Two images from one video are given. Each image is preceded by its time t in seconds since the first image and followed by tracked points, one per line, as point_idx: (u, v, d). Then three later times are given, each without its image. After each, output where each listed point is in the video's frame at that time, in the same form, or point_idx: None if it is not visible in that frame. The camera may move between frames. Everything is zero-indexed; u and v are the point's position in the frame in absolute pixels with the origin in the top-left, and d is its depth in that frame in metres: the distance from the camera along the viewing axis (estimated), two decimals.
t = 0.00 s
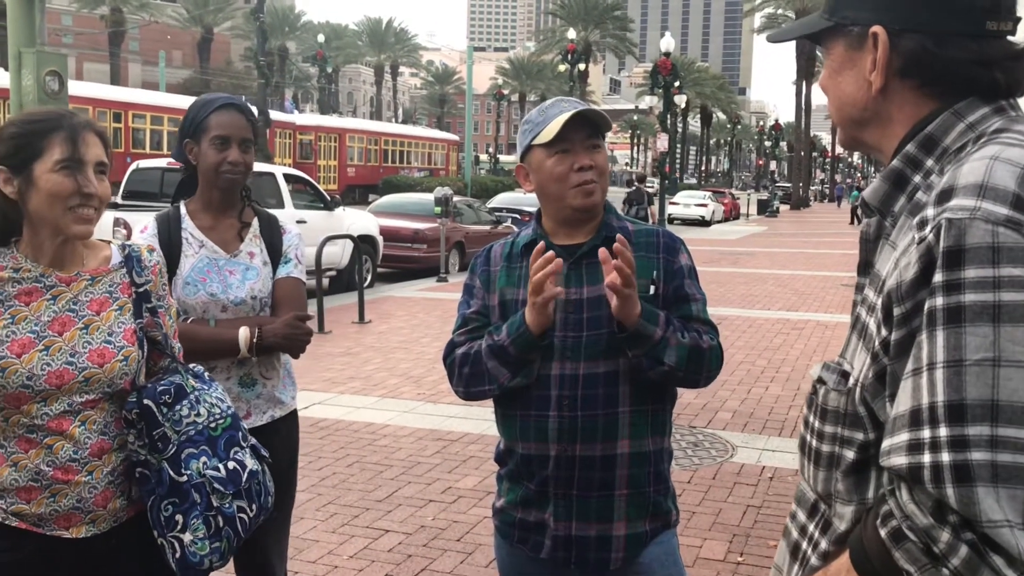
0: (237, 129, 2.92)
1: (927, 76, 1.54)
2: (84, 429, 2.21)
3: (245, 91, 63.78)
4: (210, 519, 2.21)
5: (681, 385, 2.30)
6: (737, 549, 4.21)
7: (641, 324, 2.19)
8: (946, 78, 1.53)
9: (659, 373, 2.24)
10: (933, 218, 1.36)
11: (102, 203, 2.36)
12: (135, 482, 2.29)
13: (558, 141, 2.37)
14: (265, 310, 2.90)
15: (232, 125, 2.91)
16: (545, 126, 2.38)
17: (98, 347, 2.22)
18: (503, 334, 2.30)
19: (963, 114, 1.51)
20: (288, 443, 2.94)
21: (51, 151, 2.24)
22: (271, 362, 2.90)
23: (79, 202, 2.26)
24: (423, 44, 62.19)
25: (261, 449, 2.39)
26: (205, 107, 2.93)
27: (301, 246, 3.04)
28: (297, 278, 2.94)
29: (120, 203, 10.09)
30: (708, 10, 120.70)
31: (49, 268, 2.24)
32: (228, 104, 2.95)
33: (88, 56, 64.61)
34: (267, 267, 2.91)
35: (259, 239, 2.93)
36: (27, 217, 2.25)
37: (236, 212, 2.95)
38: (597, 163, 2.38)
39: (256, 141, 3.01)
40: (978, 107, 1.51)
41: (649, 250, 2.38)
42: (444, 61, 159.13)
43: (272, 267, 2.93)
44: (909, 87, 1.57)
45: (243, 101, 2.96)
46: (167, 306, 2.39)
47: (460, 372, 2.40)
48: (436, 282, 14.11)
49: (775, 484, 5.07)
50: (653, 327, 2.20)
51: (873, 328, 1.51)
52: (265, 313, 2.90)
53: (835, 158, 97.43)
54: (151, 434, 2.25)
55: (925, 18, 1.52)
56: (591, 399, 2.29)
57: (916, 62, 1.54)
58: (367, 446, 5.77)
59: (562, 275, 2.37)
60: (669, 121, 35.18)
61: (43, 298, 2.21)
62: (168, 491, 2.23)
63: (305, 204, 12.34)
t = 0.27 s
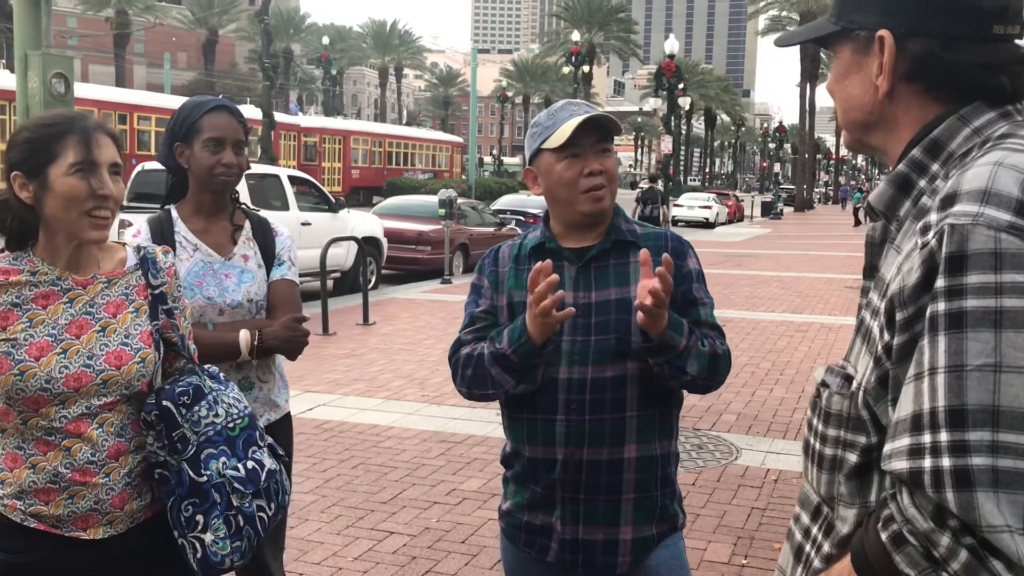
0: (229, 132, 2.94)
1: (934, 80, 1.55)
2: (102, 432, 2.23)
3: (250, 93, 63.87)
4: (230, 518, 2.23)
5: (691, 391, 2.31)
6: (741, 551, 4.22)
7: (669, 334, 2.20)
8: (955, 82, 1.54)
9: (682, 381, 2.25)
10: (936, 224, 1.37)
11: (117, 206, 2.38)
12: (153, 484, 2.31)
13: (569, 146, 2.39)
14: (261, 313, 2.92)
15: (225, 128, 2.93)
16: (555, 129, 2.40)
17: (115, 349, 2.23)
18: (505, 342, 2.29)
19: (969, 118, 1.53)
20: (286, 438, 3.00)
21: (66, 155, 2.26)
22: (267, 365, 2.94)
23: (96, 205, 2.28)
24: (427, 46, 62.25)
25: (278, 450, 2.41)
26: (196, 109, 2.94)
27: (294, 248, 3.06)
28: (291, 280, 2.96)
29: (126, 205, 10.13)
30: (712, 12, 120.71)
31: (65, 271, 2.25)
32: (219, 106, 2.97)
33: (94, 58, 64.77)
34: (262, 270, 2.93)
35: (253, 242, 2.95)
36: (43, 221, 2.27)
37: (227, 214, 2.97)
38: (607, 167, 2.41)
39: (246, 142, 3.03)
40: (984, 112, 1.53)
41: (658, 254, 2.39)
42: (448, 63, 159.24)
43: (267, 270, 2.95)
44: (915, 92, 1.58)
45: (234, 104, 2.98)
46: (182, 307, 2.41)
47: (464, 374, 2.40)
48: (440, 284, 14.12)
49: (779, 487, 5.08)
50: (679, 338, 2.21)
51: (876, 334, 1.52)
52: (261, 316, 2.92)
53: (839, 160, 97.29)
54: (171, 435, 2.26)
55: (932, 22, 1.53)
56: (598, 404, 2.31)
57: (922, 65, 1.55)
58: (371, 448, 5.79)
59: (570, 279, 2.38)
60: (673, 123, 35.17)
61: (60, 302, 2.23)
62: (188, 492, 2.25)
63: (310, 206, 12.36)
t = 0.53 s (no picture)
0: (223, 130, 2.93)
1: (935, 76, 1.55)
2: (104, 429, 2.23)
3: (252, 91, 63.92)
4: (229, 519, 2.23)
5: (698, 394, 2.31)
6: (742, 549, 4.22)
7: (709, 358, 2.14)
8: (957, 79, 1.54)
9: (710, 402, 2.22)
10: (932, 220, 1.38)
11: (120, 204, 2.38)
12: (154, 482, 2.32)
13: (575, 144, 2.40)
14: (255, 312, 2.93)
15: (219, 125, 2.91)
16: (561, 127, 2.40)
17: (117, 348, 2.24)
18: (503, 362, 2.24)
19: (966, 116, 1.52)
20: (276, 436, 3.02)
21: (68, 154, 2.27)
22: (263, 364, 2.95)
23: (100, 203, 2.29)
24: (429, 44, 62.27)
25: (281, 450, 2.41)
26: (190, 106, 2.91)
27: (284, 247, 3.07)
28: (283, 279, 2.98)
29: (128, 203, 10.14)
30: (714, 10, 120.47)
31: (68, 269, 2.26)
32: (213, 104, 2.94)
33: (96, 56, 64.84)
34: (255, 269, 2.94)
35: (245, 241, 2.95)
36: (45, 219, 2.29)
37: (217, 213, 2.96)
38: (613, 167, 2.41)
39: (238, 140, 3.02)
40: (981, 108, 1.52)
41: (664, 253, 2.38)
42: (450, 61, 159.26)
43: (259, 269, 2.96)
44: (916, 89, 1.58)
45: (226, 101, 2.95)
46: (186, 306, 2.41)
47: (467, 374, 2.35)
48: (442, 282, 14.13)
49: (781, 485, 5.08)
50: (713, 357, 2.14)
51: (875, 329, 1.52)
52: (255, 315, 2.93)
53: (841, 159, 97.21)
54: (170, 434, 2.27)
55: (933, 19, 1.53)
56: (603, 403, 2.30)
57: (924, 61, 1.55)
58: (373, 446, 5.79)
59: (575, 278, 2.38)
60: (675, 121, 35.13)
61: (62, 300, 2.23)
62: (187, 491, 2.26)
63: (311, 204, 12.37)
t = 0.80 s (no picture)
0: (217, 125, 2.91)
1: (941, 65, 1.54)
2: (93, 425, 2.23)
3: (251, 87, 63.84)
4: (218, 516, 2.23)
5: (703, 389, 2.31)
6: (743, 544, 4.22)
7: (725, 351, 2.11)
8: (963, 67, 1.53)
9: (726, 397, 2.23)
10: (933, 209, 1.37)
11: (108, 198, 2.37)
12: (144, 478, 2.31)
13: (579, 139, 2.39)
14: (249, 308, 2.93)
15: (214, 121, 2.90)
16: (565, 122, 2.40)
17: (105, 343, 2.23)
18: (497, 354, 2.20)
19: (964, 107, 1.51)
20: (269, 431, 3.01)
21: (54, 147, 2.26)
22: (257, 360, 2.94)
23: (87, 196, 2.28)
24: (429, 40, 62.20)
25: (271, 445, 2.41)
26: (187, 100, 2.89)
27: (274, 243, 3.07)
28: (274, 275, 2.99)
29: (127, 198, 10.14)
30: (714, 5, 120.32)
31: (56, 264, 2.25)
32: (208, 99, 2.93)
33: (95, 52, 64.75)
34: (248, 264, 2.94)
35: (237, 237, 2.93)
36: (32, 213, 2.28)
37: (208, 208, 2.95)
38: (616, 163, 2.41)
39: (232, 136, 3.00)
40: (979, 100, 1.51)
41: (666, 247, 2.37)
42: (450, 57, 159.16)
43: (251, 264, 2.96)
44: (924, 76, 1.56)
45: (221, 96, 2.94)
46: (177, 301, 2.40)
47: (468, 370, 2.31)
48: (442, 278, 14.12)
49: (781, 480, 5.07)
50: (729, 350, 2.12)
51: (876, 321, 1.51)
52: (249, 311, 2.93)
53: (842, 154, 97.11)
54: (158, 431, 2.26)
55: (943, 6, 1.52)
56: (605, 397, 2.30)
57: (935, 48, 1.53)
58: (373, 442, 5.79)
59: (578, 271, 2.37)
60: (675, 117, 35.10)
61: (50, 295, 2.22)
62: (176, 488, 2.25)
63: (312, 200, 12.35)
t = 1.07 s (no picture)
0: (217, 123, 2.90)
1: (946, 61, 1.53)
2: (82, 425, 2.23)
3: (253, 85, 63.89)
4: (208, 517, 2.23)
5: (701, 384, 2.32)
6: (746, 541, 4.22)
7: (694, 333, 2.18)
8: (968, 63, 1.52)
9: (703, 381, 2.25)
10: (938, 206, 1.36)
11: (98, 198, 2.36)
12: (134, 479, 2.31)
13: (575, 134, 2.39)
14: (248, 306, 2.94)
15: (214, 119, 2.90)
16: (561, 117, 2.39)
17: (95, 344, 2.23)
18: (503, 347, 2.26)
19: (967, 104, 1.51)
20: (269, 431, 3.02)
21: (44, 146, 2.26)
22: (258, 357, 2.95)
23: (77, 195, 2.27)
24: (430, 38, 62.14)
25: (263, 445, 2.41)
26: (186, 98, 2.88)
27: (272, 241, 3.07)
28: (273, 272, 2.99)
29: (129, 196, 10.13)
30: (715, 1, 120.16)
31: (46, 264, 2.24)
32: (207, 97, 2.92)
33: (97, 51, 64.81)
34: (247, 263, 2.94)
35: (235, 235, 2.94)
36: (21, 213, 2.26)
37: (206, 206, 2.94)
38: (613, 156, 2.40)
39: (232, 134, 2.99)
40: (982, 96, 1.51)
41: (664, 244, 2.38)
42: (452, 54, 159.02)
43: (249, 263, 2.97)
44: (928, 72, 1.56)
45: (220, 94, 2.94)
46: (168, 301, 2.41)
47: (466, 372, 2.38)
48: (444, 275, 14.12)
49: (784, 477, 5.07)
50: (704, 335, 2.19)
51: (881, 318, 1.51)
52: (248, 310, 2.94)
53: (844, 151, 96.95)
54: (148, 431, 2.26)
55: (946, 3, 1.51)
56: (604, 393, 2.30)
57: (941, 45, 1.52)
58: (376, 439, 5.79)
59: (575, 268, 2.37)
60: (676, 113, 35.07)
61: (40, 295, 2.22)
62: (166, 488, 2.25)
63: (314, 198, 12.34)
